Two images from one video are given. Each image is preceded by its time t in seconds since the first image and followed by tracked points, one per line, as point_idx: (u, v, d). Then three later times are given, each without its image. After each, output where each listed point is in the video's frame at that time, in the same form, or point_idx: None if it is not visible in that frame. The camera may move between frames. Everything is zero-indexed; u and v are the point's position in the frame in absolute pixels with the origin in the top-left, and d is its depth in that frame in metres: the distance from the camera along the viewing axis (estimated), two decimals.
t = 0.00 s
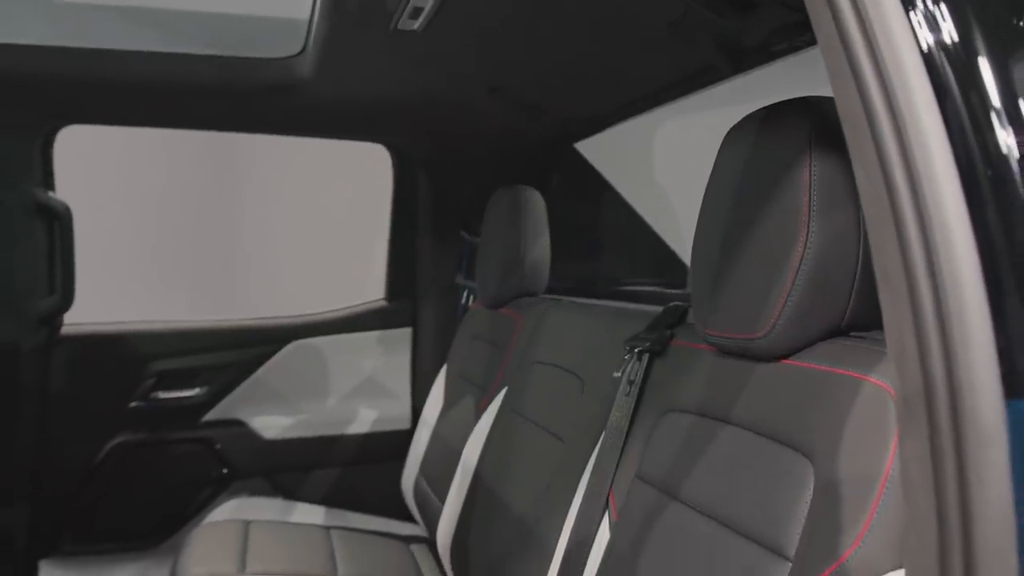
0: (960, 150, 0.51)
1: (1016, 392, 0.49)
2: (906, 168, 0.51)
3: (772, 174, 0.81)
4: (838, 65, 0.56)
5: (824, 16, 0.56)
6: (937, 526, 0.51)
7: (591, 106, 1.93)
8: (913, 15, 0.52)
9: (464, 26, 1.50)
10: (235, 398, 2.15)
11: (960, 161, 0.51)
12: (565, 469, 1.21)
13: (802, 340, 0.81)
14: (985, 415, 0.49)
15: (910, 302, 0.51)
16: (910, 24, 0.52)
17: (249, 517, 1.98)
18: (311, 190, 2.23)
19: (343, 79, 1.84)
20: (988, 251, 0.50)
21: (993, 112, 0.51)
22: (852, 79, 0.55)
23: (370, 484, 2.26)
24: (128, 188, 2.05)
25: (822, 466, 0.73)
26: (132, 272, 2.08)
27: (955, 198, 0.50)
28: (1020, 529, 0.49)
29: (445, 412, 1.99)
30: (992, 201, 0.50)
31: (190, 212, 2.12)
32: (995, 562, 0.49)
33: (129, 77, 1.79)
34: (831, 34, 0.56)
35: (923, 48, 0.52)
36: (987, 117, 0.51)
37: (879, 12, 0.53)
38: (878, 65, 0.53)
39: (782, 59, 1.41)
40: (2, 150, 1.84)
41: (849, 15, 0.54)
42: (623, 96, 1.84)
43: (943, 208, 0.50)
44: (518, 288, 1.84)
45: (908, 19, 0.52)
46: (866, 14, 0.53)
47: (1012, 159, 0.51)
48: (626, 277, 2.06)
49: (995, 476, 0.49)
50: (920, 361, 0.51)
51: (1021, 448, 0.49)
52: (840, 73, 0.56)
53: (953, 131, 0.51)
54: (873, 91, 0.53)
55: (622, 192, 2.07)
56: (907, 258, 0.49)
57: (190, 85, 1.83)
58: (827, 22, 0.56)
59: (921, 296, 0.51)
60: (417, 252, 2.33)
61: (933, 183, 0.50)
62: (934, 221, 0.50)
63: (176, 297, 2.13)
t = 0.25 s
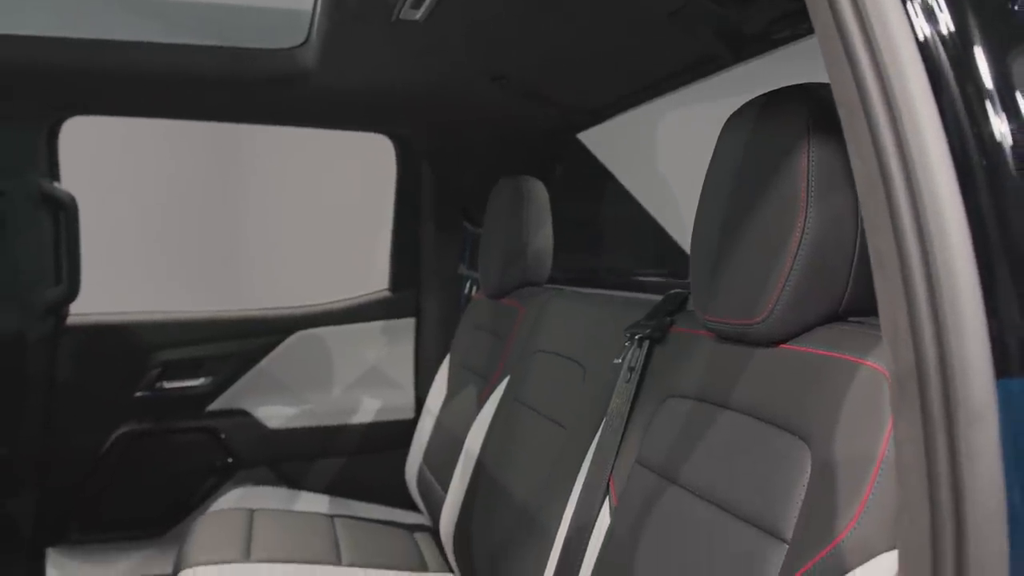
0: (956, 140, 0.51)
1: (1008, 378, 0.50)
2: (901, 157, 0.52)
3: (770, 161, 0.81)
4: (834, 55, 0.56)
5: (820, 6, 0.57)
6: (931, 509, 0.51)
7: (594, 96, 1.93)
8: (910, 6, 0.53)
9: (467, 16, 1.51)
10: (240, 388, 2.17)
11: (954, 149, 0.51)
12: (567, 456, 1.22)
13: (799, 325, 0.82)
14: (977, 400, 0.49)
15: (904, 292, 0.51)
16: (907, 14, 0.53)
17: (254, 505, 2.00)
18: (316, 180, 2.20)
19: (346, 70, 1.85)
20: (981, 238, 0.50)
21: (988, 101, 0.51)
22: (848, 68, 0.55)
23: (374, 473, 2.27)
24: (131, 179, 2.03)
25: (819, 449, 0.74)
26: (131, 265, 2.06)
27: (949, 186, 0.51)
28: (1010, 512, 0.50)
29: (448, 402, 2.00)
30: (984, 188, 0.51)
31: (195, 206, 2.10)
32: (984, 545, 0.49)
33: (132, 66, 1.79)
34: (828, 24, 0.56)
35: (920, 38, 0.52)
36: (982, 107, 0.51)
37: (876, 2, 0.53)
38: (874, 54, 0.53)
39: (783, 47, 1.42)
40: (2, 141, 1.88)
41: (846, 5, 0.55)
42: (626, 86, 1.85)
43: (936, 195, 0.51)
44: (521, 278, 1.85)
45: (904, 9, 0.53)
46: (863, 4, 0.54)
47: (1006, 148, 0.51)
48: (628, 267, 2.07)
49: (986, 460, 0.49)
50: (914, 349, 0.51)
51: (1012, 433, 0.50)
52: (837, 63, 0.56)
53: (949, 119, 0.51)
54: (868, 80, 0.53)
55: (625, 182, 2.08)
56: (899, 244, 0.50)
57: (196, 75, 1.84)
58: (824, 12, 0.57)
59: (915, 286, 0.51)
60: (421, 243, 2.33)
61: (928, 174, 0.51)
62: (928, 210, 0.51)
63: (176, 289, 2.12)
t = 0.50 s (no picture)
0: (951, 128, 0.51)
1: (1001, 364, 0.50)
2: (896, 146, 0.52)
3: (769, 148, 0.82)
4: (832, 45, 0.57)
5: None
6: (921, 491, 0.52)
7: (596, 86, 1.93)
8: None
9: (470, 5, 1.51)
10: (244, 379, 2.19)
11: (949, 137, 0.51)
12: (568, 444, 1.23)
13: (797, 310, 0.82)
14: (970, 385, 0.50)
15: (898, 281, 0.52)
16: (904, 5, 0.53)
17: (258, 494, 2.01)
18: (320, 172, 2.20)
19: (349, 60, 1.85)
20: (976, 226, 0.51)
21: (983, 90, 0.52)
22: (846, 58, 0.55)
23: (378, 462, 2.28)
24: (137, 170, 2.04)
25: (817, 432, 0.75)
26: (136, 254, 2.07)
27: (944, 175, 0.51)
28: (1001, 494, 0.50)
29: (451, 392, 2.01)
30: (980, 176, 0.51)
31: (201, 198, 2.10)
32: (974, 527, 0.50)
33: (137, 56, 1.80)
34: (825, 14, 0.57)
35: (917, 29, 0.53)
36: (977, 96, 0.52)
37: None
38: (872, 44, 0.53)
39: (783, 38, 1.43)
40: (3, 130, 1.89)
41: None
42: (628, 76, 1.85)
43: (931, 182, 0.51)
44: (524, 267, 1.86)
45: None
46: None
47: (1000, 135, 0.52)
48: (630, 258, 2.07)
49: (978, 444, 0.50)
50: (908, 334, 0.52)
51: (1005, 417, 0.50)
52: (834, 53, 0.56)
53: (944, 108, 0.52)
54: (865, 70, 0.54)
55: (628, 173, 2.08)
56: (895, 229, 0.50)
57: (201, 64, 1.84)
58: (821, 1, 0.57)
59: (910, 274, 0.51)
60: (424, 234, 2.34)
61: (923, 163, 0.51)
62: (923, 199, 0.51)
63: (180, 280, 2.13)
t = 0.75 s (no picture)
0: (942, 117, 0.52)
1: (989, 350, 0.51)
2: (887, 134, 0.53)
3: (766, 136, 0.82)
4: (826, 36, 0.57)
5: None
6: (909, 473, 0.53)
7: (597, 77, 1.94)
8: None
9: None
10: (248, 369, 2.20)
11: (940, 126, 0.52)
12: (568, 431, 1.24)
13: (793, 296, 0.83)
14: (958, 370, 0.51)
15: (889, 269, 0.52)
16: None
17: (262, 484, 2.03)
18: (324, 161, 2.20)
19: (352, 52, 1.86)
20: (965, 214, 0.51)
21: (975, 81, 0.52)
22: (840, 49, 0.56)
23: (381, 452, 2.30)
24: (141, 162, 2.04)
25: (812, 417, 0.76)
26: (140, 244, 2.07)
27: (934, 165, 0.51)
28: (989, 475, 0.51)
29: (453, 381, 2.02)
30: (971, 165, 0.51)
31: (206, 189, 2.11)
32: (961, 510, 0.51)
33: (139, 47, 1.81)
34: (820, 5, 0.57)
35: (911, 22, 0.53)
36: (968, 85, 0.52)
37: None
38: (865, 35, 0.54)
39: (782, 26, 1.46)
40: (2, 122, 1.90)
41: None
42: (629, 66, 1.86)
43: (921, 171, 0.51)
44: (526, 257, 1.86)
45: None
46: None
47: (990, 123, 0.52)
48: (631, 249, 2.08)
49: (965, 429, 0.51)
50: (898, 319, 0.53)
51: (992, 401, 0.51)
52: (829, 44, 0.57)
53: (935, 98, 0.52)
54: (858, 61, 0.54)
55: (631, 164, 2.11)
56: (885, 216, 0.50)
57: (204, 56, 1.85)
58: None
59: (900, 261, 0.52)
60: (426, 225, 2.35)
61: (914, 152, 0.52)
62: (913, 187, 0.51)
63: (183, 272, 2.14)
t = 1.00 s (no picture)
0: (936, 107, 0.53)
1: (980, 337, 0.52)
2: (882, 125, 0.54)
3: (764, 125, 0.83)
4: (822, 28, 0.58)
5: None
6: (901, 457, 0.54)
7: (601, 69, 1.95)
8: None
9: None
10: (254, 360, 2.22)
11: (933, 116, 0.53)
12: (570, 419, 1.25)
13: (791, 283, 0.84)
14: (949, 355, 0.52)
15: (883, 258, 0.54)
16: None
17: (268, 473, 2.05)
18: (328, 152, 2.22)
19: (356, 44, 1.87)
20: (958, 203, 0.52)
21: (969, 73, 0.53)
22: (836, 41, 0.57)
23: (386, 443, 2.31)
24: (148, 155, 2.06)
25: (810, 401, 0.77)
26: (147, 236, 2.09)
27: (928, 155, 0.52)
28: (980, 457, 0.52)
29: (458, 372, 2.04)
30: (964, 154, 0.52)
31: (212, 181, 2.13)
32: (952, 490, 0.52)
33: (145, 41, 1.81)
34: None
35: (906, 16, 0.54)
36: (961, 75, 0.53)
37: None
38: (860, 28, 0.55)
39: (782, 17, 1.48)
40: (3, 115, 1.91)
41: None
42: (632, 59, 1.86)
43: (914, 161, 0.52)
44: (530, 248, 1.87)
45: None
46: None
47: (983, 113, 0.53)
48: (634, 240, 2.09)
49: (957, 414, 0.52)
50: (891, 306, 0.54)
51: (983, 387, 0.52)
52: (825, 36, 0.58)
53: (929, 89, 0.53)
54: (853, 53, 0.55)
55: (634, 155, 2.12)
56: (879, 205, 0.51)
57: (208, 49, 1.86)
58: None
59: (894, 250, 0.53)
60: (430, 217, 2.36)
61: (908, 143, 0.53)
62: (907, 177, 0.52)
63: (190, 263, 2.16)
